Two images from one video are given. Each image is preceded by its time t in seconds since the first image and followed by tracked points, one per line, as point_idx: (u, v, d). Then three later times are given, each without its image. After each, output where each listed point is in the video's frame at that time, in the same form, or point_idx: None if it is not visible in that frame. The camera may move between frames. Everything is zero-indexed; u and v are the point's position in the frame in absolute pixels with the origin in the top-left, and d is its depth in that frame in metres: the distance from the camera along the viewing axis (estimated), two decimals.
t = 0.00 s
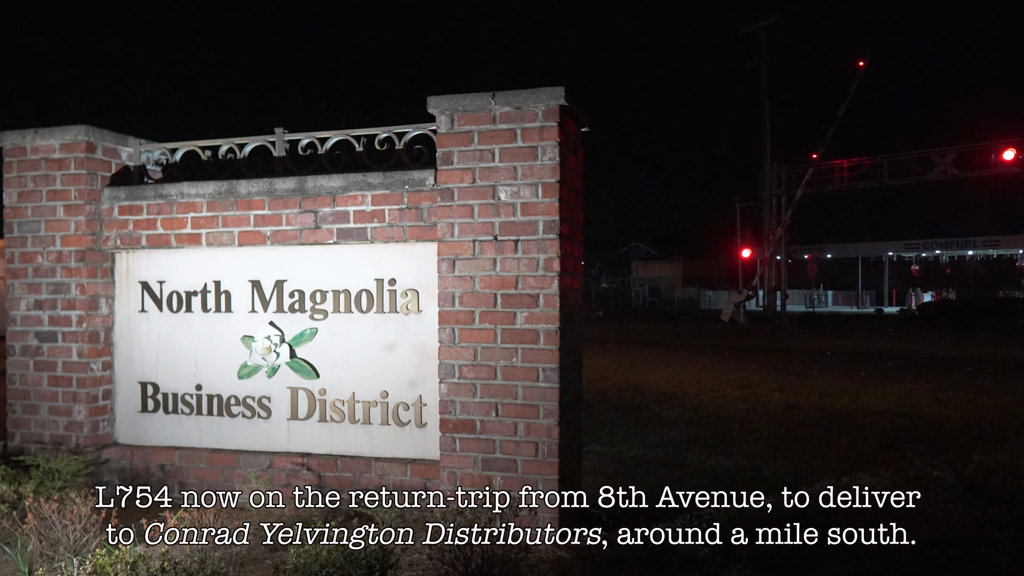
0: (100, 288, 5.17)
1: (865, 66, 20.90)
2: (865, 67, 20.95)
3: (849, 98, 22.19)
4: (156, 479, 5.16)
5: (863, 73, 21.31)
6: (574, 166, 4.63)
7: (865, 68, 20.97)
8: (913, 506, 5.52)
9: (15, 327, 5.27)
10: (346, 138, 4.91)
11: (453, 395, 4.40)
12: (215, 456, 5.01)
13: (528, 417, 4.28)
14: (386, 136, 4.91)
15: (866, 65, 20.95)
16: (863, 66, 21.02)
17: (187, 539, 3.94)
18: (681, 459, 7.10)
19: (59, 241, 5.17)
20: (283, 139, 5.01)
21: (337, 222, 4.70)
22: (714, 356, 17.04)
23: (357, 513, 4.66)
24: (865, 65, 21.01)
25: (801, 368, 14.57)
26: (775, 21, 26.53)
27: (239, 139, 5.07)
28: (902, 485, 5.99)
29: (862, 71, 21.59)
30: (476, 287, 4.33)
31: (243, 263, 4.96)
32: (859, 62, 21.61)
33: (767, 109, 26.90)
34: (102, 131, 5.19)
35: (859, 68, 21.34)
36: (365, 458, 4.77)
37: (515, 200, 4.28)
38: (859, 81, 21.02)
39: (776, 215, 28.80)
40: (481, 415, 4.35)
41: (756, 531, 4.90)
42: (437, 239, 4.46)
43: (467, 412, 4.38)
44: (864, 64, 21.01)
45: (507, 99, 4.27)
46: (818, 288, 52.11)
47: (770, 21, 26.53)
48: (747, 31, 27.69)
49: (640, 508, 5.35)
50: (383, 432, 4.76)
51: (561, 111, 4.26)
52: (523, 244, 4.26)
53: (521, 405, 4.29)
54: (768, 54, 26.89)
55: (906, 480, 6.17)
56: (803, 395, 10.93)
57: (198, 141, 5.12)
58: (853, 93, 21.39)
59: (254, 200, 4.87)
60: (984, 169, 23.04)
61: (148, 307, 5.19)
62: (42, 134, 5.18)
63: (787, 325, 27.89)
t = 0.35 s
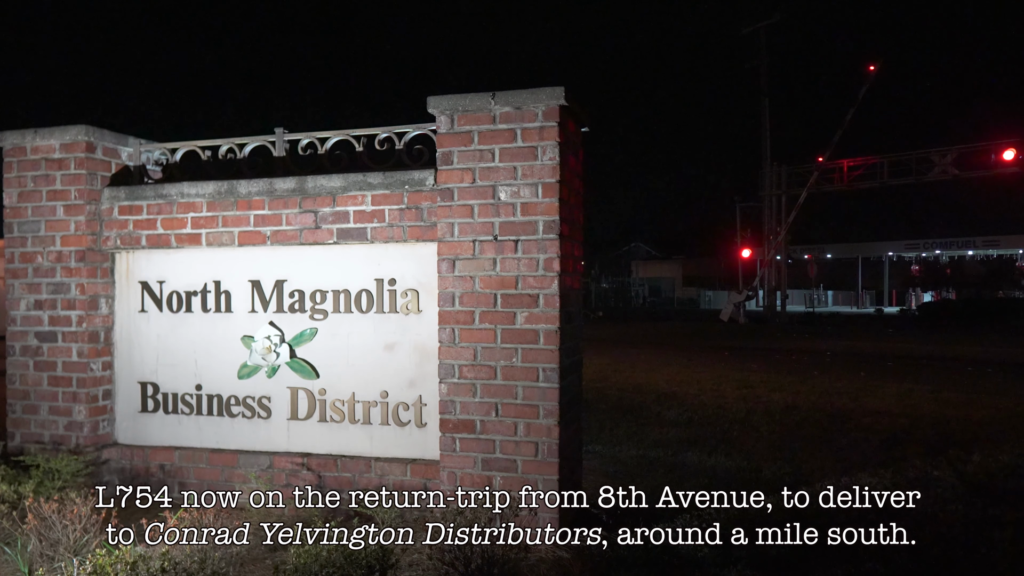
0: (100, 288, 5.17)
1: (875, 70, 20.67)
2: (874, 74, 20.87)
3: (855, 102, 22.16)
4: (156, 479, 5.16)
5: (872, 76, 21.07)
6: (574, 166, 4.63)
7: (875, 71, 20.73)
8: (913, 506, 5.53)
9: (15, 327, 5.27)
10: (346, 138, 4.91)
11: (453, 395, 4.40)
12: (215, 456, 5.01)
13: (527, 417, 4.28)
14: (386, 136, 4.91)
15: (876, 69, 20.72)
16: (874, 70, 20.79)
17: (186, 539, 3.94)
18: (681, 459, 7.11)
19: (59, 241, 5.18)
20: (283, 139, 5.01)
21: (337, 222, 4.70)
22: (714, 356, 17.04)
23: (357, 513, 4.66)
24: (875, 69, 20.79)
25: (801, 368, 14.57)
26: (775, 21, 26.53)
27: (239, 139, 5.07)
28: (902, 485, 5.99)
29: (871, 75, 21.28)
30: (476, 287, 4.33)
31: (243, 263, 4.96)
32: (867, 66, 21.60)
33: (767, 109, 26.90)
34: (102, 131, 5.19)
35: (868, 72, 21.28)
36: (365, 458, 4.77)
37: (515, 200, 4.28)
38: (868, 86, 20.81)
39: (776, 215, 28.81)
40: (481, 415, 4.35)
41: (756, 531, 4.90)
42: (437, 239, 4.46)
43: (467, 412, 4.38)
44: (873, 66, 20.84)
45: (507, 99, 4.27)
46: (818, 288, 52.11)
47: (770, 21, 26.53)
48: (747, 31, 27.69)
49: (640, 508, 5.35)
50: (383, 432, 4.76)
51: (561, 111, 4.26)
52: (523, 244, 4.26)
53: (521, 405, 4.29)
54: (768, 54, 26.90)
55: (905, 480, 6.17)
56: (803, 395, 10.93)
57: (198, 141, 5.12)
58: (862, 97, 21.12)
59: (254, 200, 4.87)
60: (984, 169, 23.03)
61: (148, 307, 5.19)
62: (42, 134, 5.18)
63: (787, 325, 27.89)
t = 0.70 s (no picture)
0: (100, 288, 5.17)
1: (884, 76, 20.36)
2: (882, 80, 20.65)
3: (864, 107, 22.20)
4: (156, 479, 5.16)
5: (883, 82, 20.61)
6: (574, 166, 4.63)
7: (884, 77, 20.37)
8: (913, 506, 5.53)
9: (15, 327, 5.27)
10: (346, 139, 4.91)
11: (453, 395, 4.40)
12: (215, 456, 5.01)
13: (528, 417, 4.28)
14: (386, 136, 4.91)
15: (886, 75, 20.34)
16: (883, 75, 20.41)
17: (187, 539, 3.94)
18: (681, 459, 7.11)
19: (59, 241, 5.18)
20: (283, 139, 5.01)
21: (337, 222, 4.70)
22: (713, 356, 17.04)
23: (357, 513, 4.66)
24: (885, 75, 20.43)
25: (801, 368, 14.57)
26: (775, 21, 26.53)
27: (239, 139, 5.07)
28: (902, 485, 5.99)
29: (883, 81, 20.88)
30: (476, 287, 4.33)
31: (243, 263, 4.96)
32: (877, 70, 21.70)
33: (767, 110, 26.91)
34: (102, 131, 5.19)
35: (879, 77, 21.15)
36: (365, 458, 4.77)
37: (515, 200, 4.28)
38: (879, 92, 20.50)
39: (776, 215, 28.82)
40: (481, 415, 4.35)
41: (756, 531, 4.90)
42: (437, 239, 4.46)
43: (467, 412, 4.38)
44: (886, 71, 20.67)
45: (507, 99, 4.27)
46: (818, 288, 52.11)
47: (770, 21, 26.54)
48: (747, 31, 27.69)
49: (640, 508, 5.35)
50: (383, 432, 4.75)
51: (561, 111, 4.26)
52: (523, 244, 4.26)
53: (521, 405, 4.29)
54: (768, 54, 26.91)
55: (905, 480, 6.17)
56: (803, 395, 10.93)
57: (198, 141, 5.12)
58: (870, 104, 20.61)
59: (254, 200, 4.87)
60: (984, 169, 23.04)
61: (148, 307, 5.19)
62: (42, 134, 5.18)
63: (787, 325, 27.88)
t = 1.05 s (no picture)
0: (100, 288, 5.17)
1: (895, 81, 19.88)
2: (901, 79, 19.23)
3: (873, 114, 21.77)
4: (156, 479, 5.16)
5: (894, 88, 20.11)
6: (574, 166, 4.63)
7: (895, 82, 19.90)
8: (913, 506, 5.52)
9: (15, 327, 5.27)
10: (346, 139, 4.91)
11: (453, 395, 4.40)
12: (215, 456, 5.01)
13: (528, 417, 4.28)
14: (386, 136, 4.91)
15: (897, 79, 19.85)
16: (895, 80, 19.96)
17: (187, 539, 3.94)
18: (681, 459, 7.11)
19: (59, 241, 5.18)
20: (283, 139, 5.01)
21: (337, 222, 4.70)
22: (713, 357, 17.05)
23: (357, 513, 4.66)
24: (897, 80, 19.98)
25: (801, 368, 14.57)
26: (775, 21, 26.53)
27: (239, 139, 5.07)
28: (902, 485, 5.99)
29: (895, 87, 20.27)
30: (476, 287, 4.33)
31: (243, 263, 4.96)
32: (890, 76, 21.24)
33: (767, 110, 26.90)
34: (102, 131, 5.19)
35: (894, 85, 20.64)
36: (365, 457, 4.77)
37: (515, 200, 4.28)
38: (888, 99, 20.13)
39: (776, 215, 28.81)
40: (481, 415, 4.35)
41: (756, 531, 4.90)
42: (437, 239, 4.46)
43: (467, 412, 4.38)
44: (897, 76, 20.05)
45: (507, 99, 4.27)
46: (818, 288, 52.11)
47: (770, 20, 26.53)
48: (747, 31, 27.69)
49: (640, 508, 5.35)
50: (383, 432, 4.75)
51: (561, 111, 4.26)
52: (523, 244, 4.26)
53: (521, 405, 4.29)
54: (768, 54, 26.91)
55: (905, 480, 6.17)
56: (803, 395, 10.94)
57: (198, 141, 5.12)
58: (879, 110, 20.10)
59: (254, 200, 4.87)
60: (984, 169, 23.03)
61: (148, 307, 5.19)
62: (42, 134, 5.18)
63: (787, 325, 27.88)
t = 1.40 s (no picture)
0: (100, 288, 5.17)
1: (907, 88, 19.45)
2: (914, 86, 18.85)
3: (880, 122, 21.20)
4: (156, 479, 5.16)
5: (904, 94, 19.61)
6: (574, 166, 4.63)
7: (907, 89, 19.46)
8: (913, 506, 5.52)
9: (15, 327, 5.27)
10: (346, 139, 4.91)
11: (453, 395, 4.40)
12: (215, 456, 5.01)
13: (528, 417, 4.28)
14: (386, 136, 4.91)
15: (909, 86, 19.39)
16: (906, 87, 19.51)
17: (187, 539, 3.94)
18: (681, 459, 7.11)
19: (59, 241, 5.18)
20: (283, 139, 5.01)
21: (337, 222, 4.70)
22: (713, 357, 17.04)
23: (357, 513, 4.66)
24: (908, 87, 19.53)
25: (801, 368, 14.56)
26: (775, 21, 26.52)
27: (239, 139, 5.07)
28: (902, 485, 5.99)
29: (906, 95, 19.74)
30: (476, 287, 4.33)
31: (243, 263, 4.96)
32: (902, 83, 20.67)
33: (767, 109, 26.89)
34: (102, 131, 5.19)
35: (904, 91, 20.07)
36: (365, 458, 4.77)
37: (515, 200, 4.28)
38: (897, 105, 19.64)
39: (776, 215, 28.81)
40: (481, 415, 4.35)
41: (756, 531, 4.90)
42: (437, 239, 4.46)
43: (467, 412, 4.38)
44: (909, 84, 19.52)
45: (507, 99, 4.27)
46: (818, 288, 52.10)
47: (770, 20, 26.52)
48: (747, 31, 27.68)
49: (640, 508, 5.35)
50: (383, 432, 4.75)
51: (561, 111, 4.26)
52: (523, 244, 4.26)
53: (521, 405, 4.29)
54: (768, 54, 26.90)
55: (905, 480, 6.17)
56: (803, 395, 10.93)
57: (198, 141, 5.12)
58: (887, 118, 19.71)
59: (254, 200, 4.87)
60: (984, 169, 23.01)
61: (148, 307, 5.19)
62: (42, 134, 5.18)
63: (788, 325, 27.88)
